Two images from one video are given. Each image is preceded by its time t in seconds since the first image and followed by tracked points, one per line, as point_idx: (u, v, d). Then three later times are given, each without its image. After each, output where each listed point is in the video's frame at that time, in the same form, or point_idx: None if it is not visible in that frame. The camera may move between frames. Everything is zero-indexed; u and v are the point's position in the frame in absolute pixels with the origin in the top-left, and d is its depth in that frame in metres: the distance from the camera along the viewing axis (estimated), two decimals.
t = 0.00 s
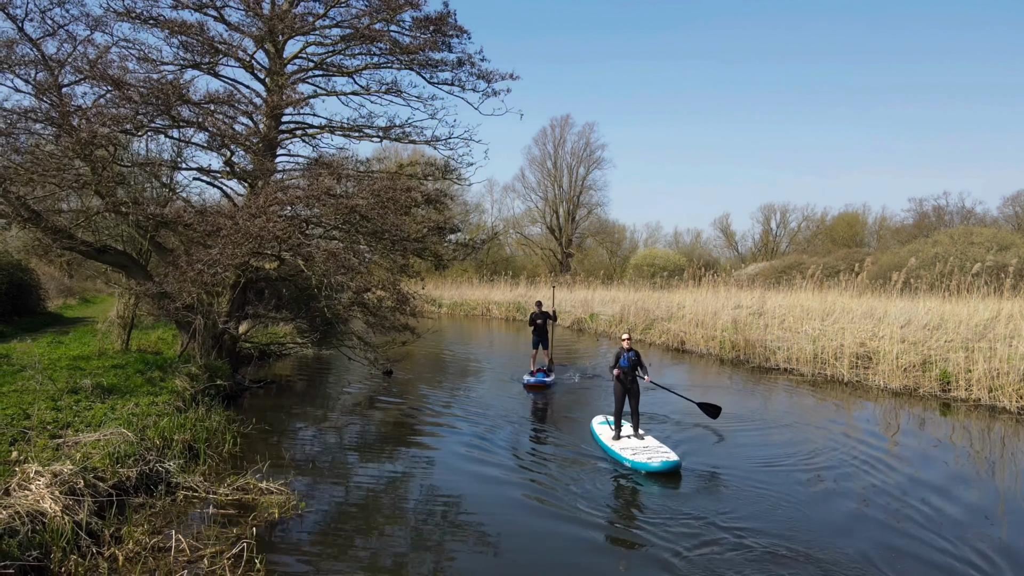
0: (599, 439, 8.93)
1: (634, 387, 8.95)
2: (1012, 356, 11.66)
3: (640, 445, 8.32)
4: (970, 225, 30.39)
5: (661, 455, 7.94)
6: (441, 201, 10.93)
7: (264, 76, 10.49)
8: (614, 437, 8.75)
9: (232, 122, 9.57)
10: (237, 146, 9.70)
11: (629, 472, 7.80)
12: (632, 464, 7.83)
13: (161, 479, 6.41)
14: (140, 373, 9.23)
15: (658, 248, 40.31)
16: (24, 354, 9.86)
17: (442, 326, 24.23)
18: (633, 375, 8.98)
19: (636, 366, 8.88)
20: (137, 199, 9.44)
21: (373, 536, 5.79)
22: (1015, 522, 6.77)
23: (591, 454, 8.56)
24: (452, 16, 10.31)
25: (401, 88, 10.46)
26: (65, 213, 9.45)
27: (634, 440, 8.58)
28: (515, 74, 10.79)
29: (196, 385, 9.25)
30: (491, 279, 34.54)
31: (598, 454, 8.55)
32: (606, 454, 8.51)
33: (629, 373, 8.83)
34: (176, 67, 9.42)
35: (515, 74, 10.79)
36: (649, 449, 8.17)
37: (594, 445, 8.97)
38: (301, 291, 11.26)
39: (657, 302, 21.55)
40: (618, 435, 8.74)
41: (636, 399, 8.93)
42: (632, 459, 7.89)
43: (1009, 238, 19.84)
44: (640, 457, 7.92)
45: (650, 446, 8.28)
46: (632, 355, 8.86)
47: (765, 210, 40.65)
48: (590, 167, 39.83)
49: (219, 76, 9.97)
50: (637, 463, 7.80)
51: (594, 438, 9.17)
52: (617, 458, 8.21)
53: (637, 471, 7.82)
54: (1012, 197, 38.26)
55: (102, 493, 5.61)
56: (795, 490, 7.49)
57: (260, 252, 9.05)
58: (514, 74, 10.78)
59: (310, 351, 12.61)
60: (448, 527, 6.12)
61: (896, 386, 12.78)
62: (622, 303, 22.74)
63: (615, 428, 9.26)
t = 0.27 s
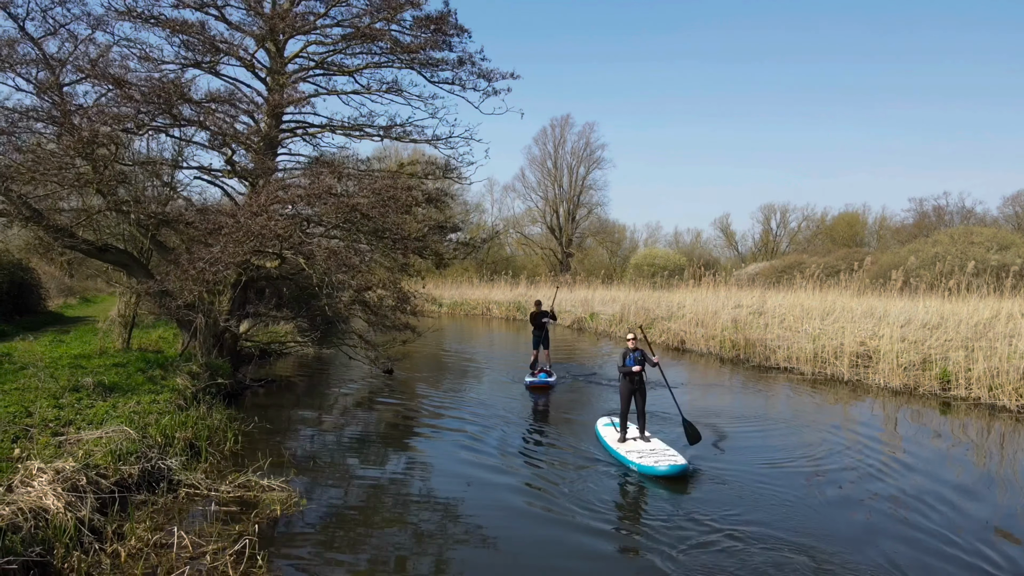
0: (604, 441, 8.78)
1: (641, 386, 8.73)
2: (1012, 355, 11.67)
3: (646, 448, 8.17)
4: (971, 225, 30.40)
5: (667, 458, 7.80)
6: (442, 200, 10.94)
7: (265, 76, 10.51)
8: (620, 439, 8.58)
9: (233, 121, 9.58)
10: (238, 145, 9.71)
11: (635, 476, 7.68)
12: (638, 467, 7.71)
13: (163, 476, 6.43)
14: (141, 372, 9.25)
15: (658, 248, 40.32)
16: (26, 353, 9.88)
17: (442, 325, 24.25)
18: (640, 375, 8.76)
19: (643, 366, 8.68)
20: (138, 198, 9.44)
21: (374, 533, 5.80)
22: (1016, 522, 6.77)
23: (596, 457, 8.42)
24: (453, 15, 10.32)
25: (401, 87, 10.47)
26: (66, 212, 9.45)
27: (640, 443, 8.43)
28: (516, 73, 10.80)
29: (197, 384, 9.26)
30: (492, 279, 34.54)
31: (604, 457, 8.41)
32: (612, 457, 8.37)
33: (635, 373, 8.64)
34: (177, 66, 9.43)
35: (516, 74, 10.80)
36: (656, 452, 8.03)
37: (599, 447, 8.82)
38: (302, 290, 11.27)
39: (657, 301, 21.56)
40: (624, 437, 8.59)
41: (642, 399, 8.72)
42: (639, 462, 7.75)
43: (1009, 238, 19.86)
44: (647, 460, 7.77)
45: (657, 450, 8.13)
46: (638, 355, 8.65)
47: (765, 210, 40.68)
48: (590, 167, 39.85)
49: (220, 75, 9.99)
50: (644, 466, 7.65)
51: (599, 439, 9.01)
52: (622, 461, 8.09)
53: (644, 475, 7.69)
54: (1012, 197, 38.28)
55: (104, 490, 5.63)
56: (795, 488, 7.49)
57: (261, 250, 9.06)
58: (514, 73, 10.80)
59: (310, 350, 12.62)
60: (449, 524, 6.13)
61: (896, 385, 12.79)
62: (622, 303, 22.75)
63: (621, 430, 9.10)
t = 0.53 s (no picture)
0: (610, 443, 8.66)
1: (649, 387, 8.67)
2: (1013, 354, 11.67)
3: (653, 452, 8.05)
4: (970, 224, 30.41)
5: (674, 461, 7.67)
6: (443, 198, 10.94)
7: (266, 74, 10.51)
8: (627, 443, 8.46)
9: (234, 119, 9.58)
10: (239, 143, 9.71)
11: (640, 479, 7.55)
12: (644, 470, 7.58)
13: (164, 474, 6.44)
14: (141, 370, 9.26)
15: (658, 248, 40.32)
16: (27, 351, 9.88)
17: (442, 325, 24.25)
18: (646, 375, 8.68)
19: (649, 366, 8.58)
20: (139, 196, 9.44)
21: (375, 531, 5.82)
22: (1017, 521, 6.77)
23: (602, 459, 8.30)
24: (453, 14, 10.31)
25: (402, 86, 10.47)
26: (66, 211, 9.45)
27: (646, 446, 8.32)
28: (516, 71, 10.80)
29: (198, 382, 9.26)
30: (492, 279, 34.55)
31: (609, 459, 8.30)
32: (618, 459, 8.25)
33: (642, 372, 8.53)
34: (178, 65, 9.43)
35: (516, 72, 10.80)
36: (662, 455, 7.91)
37: (604, 449, 8.70)
38: (302, 289, 11.28)
39: (657, 301, 21.57)
40: (630, 440, 8.47)
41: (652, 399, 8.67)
42: (645, 465, 7.63)
43: (1010, 238, 19.86)
44: (653, 464, 7.64)
45: (664, 453, 8.00)
46: (646, 354, 8.53)
47: (765, 210, 40.70)
48: (590, 167, 39.85)
49: (221, 73, 9.99)
50: (651, 470, 7.53)
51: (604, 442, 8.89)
52: (628, 464, 7.96)
53: (650, 479, 7.56)
54: (1012, 196, 38.28)
55: (105, 487, 5.63)
56: (796, 488, 7.48)
57: (262, 249, 9.05)
58: (514, 72, 10.79)
59: (310, 349, 12.62)
60: (450, 523, 6.14)
61: (896, 384, 12.80)
62: (622, 302, 22.76)
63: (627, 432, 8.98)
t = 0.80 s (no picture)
0: (616, 447, 8.44)
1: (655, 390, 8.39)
2: (1013, 353, 11.67)
3: (661, 456, 7.82)
4: (970, 224, 30.40)
5: (683, 466, 7.46)
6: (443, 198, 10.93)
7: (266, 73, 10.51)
8: (633, 446, 8.23)
9: (234, 118, 9.57)
10: (239, 142, 9.70)
11: (648, 484, 7.34)
12: (651, 474, 7.37)
13: (165, 472, 6.44)
14: (142, 369, 9.25)
15: (658, 248, 40.31)
16: (27, 350, 9.88)
17: (442, 325, 24.25)
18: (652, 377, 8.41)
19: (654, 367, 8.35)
20: (139, 195, 9.44)
21: (376, 529, 5.81)
22: (1017, 519, 6.76)
23: (608, 463, 8.09)
24: (454, 13, 10.31)
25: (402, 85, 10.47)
26: (67, 210, 9.44)
27: (653, 449, 8.10)
28: (516, 70, 10.79)
29: (198, 381, 9.26)
30: (492, 279, 34.55)
31: (615, 463, 8.09)
32: (624, 463, 8.04)
33: (648, 373, 8.35)
34: (178, 64, 9.43)
35: (516, 71, 10.79)
36: (671, 459, 7.69)
37: (609, 453, 8.49)
38: (302, 288, 11.27)
39: (657, 301, 21.57)
40: (636, 443, 8.25)
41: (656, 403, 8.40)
42: (652, 470, 7.40)
43: (1010, 237, 19.85)
44: (661, 468, 7.43)
45: (672, 458, 7.76)
46: (652, 355, 8.37)
47: (765, 210, 40.70)
48: (590, 167, 39.84)
49: (221, 73, 9.99)
50: (658, 475, 7.30)
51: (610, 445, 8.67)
52: (635, 468, 7.75)
53: (657, 483, 7.34)
54: (1012, 196, 38.27)
55: (106, 485, 5.62)
56: (796, 486, 7.47)
57: (263, 247, 9.03)
58: (515, 71, 10.79)
59: (311, 348, 12.61)
60: (451, 522, 6.13)
61: (897, 383, 12.80)
62: (623, 302, 22.76)
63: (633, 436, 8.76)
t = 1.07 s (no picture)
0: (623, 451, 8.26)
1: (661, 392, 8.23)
2: (1014, 353, 11.67)
3: (670, 460, 7.65)
4: (970, 224, 30.40)
5: (694, 471, 7.28)
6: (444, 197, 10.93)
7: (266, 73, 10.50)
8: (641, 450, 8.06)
9: (235, 117, 9.56)
10: (240, 142, 9.69)
11: (658, 491, 7.17)
12: (662, 481, 7.20)
13: (166, 471, 6.43)
14: (142, 368, 9.25)
15: (658, 248, 40.31)
16: (27, 349, 9.88)
17: (443, 325, 24.25)
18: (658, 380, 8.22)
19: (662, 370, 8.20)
20: (139, 195, 9.43)
21: (376, 529, 5.81)
22: (1018, 519, 6.75)
23: (615, 468, 7.92)
24: (454, 12, 10.30)
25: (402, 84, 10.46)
26: (67, 209, 9.43)
27: (662, 454, 7.91)
28: (517, 70, 10.78)
29: (199, 380, 9.25)
30: (492, 279, 34.55)
31: (623, 468, 7.91)
32: (631, 468, 7.87)
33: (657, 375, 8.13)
34: (179, 63, 9.42)
35: (517, 71, 10.79)
36: (681, 464, 7.51)
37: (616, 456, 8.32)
38: (303, 288, 11.26)
39: (657, 300, 21.57)
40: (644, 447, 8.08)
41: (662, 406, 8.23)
42: (663, 477, 7.23)
43: (1010, 237, 19.85)
44: (671, 475, 7.25)
45: (682, 462, 7.59)
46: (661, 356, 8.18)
47: (765, 210, 40.70)
48: (590, 167, 39.83)
49: (221, 72, 9.98)
50: (671, 482, 7.12)
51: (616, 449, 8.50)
52: (644, 473, 7.57)
53: (669, 490, 7.17)
54: (1011, 196, 38.26)
55: (107, 484, 5.62)
56: (797, 486, 7.46)
57: (263, 247, 9.03)
58: (515, 70, 10.78)
59: (311, 348, 12.61)
60: (452, 522, 6.13)
61: (897, 383, 12.80)
62: (623, 302, 22.76)
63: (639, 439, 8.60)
